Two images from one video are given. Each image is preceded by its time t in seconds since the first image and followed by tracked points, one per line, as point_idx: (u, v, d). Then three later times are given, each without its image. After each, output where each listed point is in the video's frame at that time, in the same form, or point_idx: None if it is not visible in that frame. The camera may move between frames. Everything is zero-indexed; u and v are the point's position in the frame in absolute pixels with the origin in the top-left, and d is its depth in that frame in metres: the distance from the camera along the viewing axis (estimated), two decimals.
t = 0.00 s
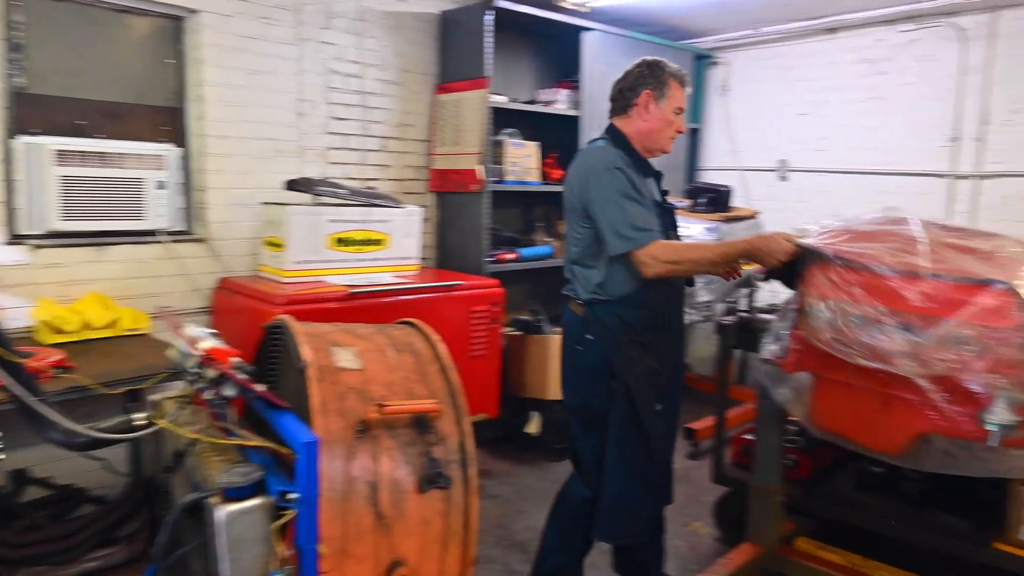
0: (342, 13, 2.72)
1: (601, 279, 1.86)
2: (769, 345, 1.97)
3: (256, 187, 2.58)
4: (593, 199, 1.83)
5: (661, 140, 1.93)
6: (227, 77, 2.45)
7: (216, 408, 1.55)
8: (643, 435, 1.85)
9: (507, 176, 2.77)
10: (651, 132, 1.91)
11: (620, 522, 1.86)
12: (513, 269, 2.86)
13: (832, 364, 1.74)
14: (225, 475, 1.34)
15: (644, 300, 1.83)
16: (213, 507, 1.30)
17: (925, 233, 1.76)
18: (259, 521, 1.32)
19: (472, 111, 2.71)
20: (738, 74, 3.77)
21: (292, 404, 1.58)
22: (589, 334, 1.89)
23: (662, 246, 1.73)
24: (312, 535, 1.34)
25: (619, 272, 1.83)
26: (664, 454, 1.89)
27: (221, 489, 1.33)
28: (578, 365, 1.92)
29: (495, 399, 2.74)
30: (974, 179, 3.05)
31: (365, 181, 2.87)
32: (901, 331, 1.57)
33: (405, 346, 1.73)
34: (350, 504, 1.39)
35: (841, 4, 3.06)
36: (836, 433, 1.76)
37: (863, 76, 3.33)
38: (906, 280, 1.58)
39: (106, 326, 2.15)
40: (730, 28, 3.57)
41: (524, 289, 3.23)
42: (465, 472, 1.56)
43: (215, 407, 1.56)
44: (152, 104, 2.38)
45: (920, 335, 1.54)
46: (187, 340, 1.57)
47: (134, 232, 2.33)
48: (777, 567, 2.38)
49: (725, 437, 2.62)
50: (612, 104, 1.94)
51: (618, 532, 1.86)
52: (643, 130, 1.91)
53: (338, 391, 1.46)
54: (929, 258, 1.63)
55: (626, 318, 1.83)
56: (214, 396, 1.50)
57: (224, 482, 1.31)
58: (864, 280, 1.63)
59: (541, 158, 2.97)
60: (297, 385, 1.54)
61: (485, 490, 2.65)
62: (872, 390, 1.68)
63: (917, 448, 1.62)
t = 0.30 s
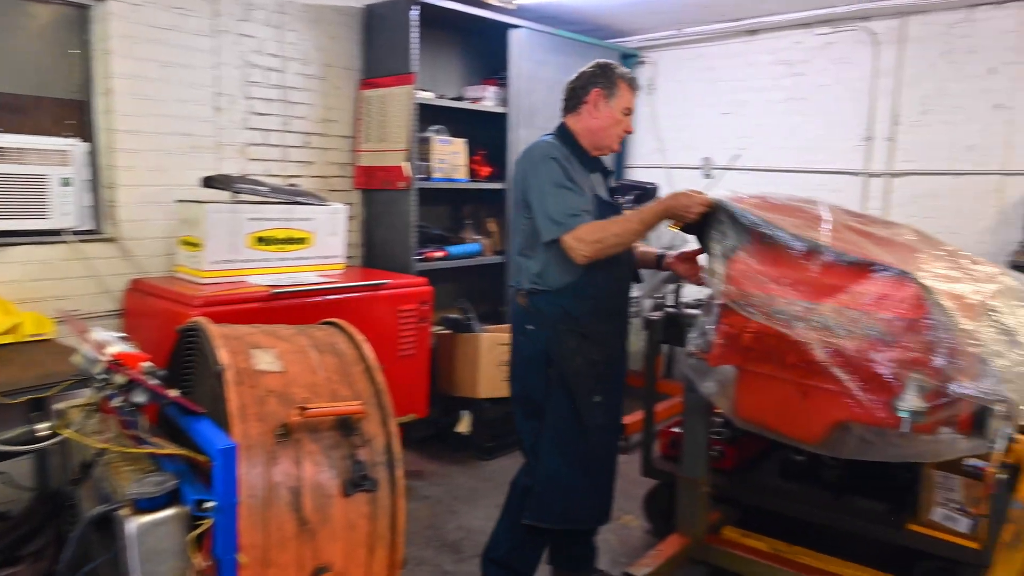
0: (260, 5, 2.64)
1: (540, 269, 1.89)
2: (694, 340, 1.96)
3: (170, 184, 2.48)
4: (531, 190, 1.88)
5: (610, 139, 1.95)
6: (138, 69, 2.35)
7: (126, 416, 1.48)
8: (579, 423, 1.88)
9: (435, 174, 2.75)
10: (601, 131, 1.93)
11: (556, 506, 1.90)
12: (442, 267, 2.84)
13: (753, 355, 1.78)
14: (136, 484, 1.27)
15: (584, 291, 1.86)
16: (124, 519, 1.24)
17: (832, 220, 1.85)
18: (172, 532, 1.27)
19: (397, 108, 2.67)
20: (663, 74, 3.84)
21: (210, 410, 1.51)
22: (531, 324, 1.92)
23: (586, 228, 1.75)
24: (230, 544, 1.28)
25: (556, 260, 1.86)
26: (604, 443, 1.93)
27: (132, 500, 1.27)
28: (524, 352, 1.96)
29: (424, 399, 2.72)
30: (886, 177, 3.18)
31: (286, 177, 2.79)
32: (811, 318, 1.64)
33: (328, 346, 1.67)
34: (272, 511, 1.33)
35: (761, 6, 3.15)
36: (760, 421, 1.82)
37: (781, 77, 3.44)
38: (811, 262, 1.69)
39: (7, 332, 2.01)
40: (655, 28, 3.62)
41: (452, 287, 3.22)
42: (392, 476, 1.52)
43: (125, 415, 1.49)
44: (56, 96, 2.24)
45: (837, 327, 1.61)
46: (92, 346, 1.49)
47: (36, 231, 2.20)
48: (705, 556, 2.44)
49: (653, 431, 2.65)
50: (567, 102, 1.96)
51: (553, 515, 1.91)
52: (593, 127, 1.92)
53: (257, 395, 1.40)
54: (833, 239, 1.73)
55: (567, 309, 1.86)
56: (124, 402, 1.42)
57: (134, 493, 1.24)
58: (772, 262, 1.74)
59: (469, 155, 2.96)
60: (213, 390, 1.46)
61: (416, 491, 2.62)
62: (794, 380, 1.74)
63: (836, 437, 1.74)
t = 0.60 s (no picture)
0: None
1: (456, 260, 1.87)
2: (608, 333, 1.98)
3: (60, 181, 2.33)
4: (447, 181, 1.86)
5: (535, 136, 1.94)
6: (22, 58, 2.19)
7: (8, 428, 1.35)
8: (497, 416, 1.87)
9: (347, 169, 2.69)
10: (526, 126, 1.92)
11: (472, 501, 1.88)
12: (356, 265, 2.80)
13: (668, 347, 1.83)
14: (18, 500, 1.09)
15: (505, 285, 1.84)
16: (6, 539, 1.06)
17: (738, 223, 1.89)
18: (65, 551, 1.10)
19: (308, 102, 2.60)
20: (579, 70, 3.88)
21: (102, 419, 1.41)
22: (452, 318, 1.90)
23: (493, 221, 1.76)
24: (129, 560, 1.16)
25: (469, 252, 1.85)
26: (524, 437, 1.92)
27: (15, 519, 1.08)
28: (445, 346, 1.93)
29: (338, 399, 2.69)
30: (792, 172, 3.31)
31: (189, 174, 2.67)
32: (716, 311, 1.71)
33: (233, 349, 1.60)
34: (174, 523, 1.25)
35: (672, 5, 3.21)
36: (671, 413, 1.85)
37: (691, 75, 3.53)
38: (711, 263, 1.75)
39: None
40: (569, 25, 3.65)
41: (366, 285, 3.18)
42: (303, 481, 1.47)
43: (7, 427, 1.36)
44: None
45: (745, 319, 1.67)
46: None
47: None
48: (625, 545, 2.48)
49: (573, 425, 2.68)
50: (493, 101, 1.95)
51: (470, 510, 1.89)
52: (520, 124, 1.91)
53: (156, 402, 1.32)
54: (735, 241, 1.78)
55: (486, 303, 1.84)
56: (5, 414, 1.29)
57: (18, 510, 1.07)
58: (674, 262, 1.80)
59: (382, 151, 2.92)
60: (107, 397, 1.38)
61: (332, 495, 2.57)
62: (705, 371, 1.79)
63: (746, 424, 1.76)
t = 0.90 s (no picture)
0: None
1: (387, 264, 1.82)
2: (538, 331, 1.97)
3: None
4: (376, 183, 1.79)
5: (464, 132, 1.85)
6: None
7: None
8: (429, 416, 1.83)
9: (267, 166, 2.64)
10: (454, 123, 1.84)
11: (405, 503, 1.84)
12: (278, 265, 2.76)
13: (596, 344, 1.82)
14: None
15: (439, 284, 1.80)
16: None
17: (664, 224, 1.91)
18: None
19: (226, 96, 2.52)
20: (505, 67, 3.87)
21: None
22: (385, 317, 1.82)
23: (422, 233, 1.74)
24: None
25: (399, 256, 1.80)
26: (458, 437, 1.88)
27: None
28: (376, 346, 1.86)
29: (262, 405, 2.63)
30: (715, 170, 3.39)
31: (95, 170, 2.54)
32: (648, 314, 1.73)
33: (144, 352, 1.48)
34: (80, 537, 1.15)
35: (598, 4, 3.24)
36: (601, 409, 1.85)
37: (617, 74, 3.57)
38: (647, 270, 1.75)
39: None
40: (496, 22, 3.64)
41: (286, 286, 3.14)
42: (221, 489, 1.39)
43: None
44: None
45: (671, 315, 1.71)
46: None
47: None
48: (555, 542, 2.46)
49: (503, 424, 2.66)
50: (420, 96, 1.86)
51: (403, 512, 1.84)
52: (445, 122, 1.84)
53: (59, 411, 1.21)
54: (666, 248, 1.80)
55: (419, 302, 1.79)
56: None
57: None
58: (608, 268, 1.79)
59: (305, 147, 2.88)
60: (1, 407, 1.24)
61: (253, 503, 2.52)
62: (634, 367, 1.80)
63: (673, 418, 1.76)
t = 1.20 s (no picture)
0: None
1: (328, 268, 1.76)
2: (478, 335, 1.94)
3: None
4: (315, 187, 1.73)
5: (397, 132, 1.81)
6: None
7: None
8: (371, 420, 1.79)
9: (197, 168, 2.64)
10: (387, 124, 1.80)
11: (348, 507, 1.79)
12: (208, 269, 2.75)
13: (535, 346, 1.81)
14: None
15: (380, 286, 1.75)
16: None
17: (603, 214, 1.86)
18: None
19: (150, 96, 2.50)
20: (442, 68, 3.84)
21: None
22: (323, 321, 1.76)
23: (366, 238, 1.68)
24: None
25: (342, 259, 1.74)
26: (400, 441, 1.84)
27: None
28: (314, 351, 1.80)
29: (193, 413, 2.65)
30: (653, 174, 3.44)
31: (10, 171, 2.43)
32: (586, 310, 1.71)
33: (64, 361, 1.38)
34: None
35: (536, 8, 3.26)
36: (541, 411, 1.84)
37: (557, 78, 3.59)
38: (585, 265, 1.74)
39: None
40: (434, 24, 3.62)
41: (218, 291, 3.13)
42: (145, 501, 1.32)
43: None
44: None
45: (614, 316, 1.69)
46: None
47: None
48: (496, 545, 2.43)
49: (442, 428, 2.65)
50: (351, 96, 1.81)
51: (346, 517, 1.80)
52: (378, 124, 1.80)
53: None
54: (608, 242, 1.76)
55: (360, 306, 1.74)
56: None
57: None
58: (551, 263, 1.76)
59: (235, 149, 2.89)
60: None
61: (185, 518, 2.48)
62: (573, 369, 1.79)
63: (614, 419, 1.77)
